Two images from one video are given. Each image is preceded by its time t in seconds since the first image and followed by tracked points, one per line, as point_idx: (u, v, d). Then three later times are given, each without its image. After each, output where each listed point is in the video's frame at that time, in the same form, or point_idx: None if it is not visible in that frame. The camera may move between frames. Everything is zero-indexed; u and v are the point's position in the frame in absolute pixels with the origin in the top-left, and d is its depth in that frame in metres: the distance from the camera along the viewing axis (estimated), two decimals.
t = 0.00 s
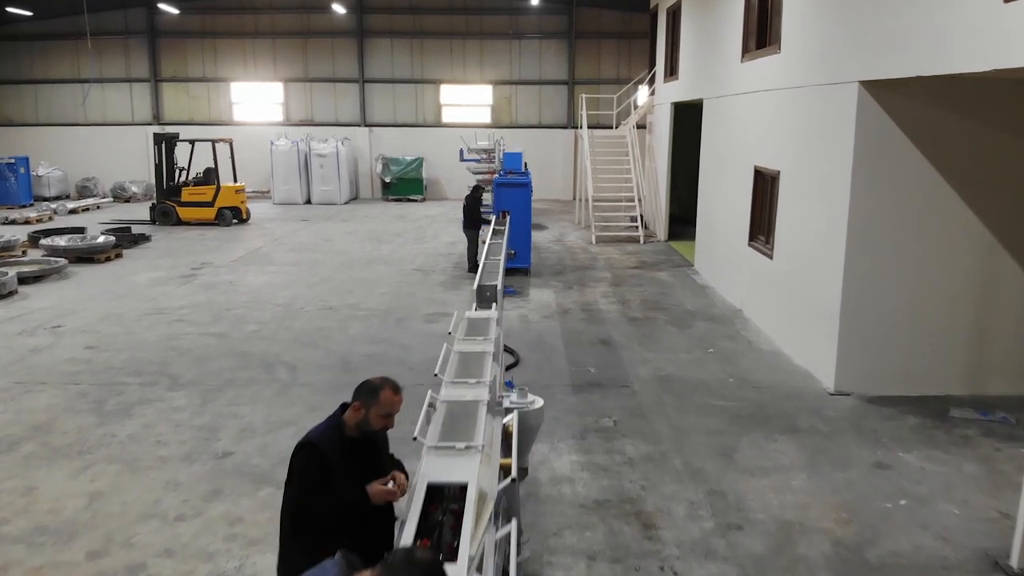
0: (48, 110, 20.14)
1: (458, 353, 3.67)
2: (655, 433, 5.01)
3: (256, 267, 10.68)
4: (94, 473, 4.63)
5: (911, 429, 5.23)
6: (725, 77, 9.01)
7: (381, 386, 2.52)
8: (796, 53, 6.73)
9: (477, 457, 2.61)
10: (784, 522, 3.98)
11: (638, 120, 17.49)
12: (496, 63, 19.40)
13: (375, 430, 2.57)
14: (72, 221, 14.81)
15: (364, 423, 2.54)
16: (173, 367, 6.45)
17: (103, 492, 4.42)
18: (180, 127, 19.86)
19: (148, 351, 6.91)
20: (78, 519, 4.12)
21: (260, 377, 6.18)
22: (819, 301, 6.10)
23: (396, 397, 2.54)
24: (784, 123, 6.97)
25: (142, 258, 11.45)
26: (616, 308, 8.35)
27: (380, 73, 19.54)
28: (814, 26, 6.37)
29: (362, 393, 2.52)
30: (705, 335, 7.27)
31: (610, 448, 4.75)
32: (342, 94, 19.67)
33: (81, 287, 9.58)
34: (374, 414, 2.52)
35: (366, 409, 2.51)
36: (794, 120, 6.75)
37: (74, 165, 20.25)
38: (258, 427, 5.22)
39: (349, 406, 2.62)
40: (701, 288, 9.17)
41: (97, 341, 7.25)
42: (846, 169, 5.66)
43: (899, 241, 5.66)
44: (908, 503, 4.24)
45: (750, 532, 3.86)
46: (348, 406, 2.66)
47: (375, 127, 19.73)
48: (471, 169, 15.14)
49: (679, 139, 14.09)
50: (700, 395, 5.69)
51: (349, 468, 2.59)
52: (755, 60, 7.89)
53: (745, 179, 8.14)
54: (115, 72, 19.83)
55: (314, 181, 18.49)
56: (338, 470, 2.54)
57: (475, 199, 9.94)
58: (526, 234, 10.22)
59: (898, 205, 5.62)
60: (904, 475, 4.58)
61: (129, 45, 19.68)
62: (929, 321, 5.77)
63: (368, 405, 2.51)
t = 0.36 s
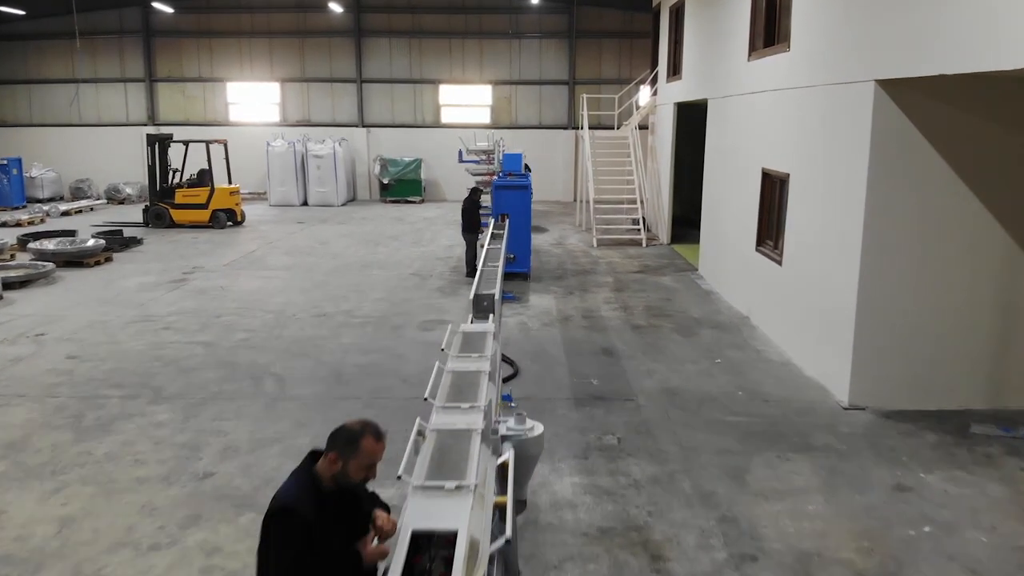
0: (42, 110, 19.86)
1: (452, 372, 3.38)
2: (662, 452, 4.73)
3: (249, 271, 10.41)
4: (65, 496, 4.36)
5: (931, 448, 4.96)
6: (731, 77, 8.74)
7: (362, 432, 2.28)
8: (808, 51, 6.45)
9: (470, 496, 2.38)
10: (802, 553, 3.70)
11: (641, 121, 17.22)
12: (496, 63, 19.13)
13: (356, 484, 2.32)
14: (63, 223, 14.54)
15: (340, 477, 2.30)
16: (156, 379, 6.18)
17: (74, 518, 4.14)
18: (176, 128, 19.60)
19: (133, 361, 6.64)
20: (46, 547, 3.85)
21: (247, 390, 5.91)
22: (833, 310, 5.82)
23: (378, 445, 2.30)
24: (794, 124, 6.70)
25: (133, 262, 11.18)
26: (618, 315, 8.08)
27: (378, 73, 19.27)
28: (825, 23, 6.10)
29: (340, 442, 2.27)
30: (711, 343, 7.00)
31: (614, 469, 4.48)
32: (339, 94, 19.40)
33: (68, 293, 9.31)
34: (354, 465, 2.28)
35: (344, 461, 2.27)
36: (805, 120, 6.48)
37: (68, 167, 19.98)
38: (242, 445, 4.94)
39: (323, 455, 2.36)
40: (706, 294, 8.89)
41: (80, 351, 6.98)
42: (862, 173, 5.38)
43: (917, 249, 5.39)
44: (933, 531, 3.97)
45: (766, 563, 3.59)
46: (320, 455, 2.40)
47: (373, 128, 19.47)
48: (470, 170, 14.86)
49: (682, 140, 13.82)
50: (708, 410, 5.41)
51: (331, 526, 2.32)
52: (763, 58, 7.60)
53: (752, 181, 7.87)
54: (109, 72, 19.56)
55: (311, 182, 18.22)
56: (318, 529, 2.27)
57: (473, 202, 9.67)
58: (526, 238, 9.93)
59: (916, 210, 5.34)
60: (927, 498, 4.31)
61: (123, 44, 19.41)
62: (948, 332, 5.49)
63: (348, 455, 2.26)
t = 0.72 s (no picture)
0: (35, 110, 19.59)
1: (443, 396, 3.07)
2: (669, 474, 4.45)
3: (241, 276, 10.13)
4: (33, 523, 4.07)
5: (954, 468, 4.68)
6: (738, 76, 8.46)
7: (340, 501, 1.92)
8: (820, 49, 6.15)
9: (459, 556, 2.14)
10: None
11: (642, 121, 16.94)
12: (495, 63, 18.85)
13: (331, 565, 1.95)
14: (54, 226, 14.26)
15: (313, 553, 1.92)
16: (137, 393, 5.90)
17: (41, 547, 3.86)
18: (171, 128, 19.33)
19: (115, 373, 6.36)
20: None
21: (232, 404, 5.62)
22: (848, 321, 5.53)
23: (358, 516, 1.95)
24: (805, 124, 6.42)
25: (123, 266, 10.89)
26: (621, 322, 7.80)
27: (375, 73, 19.00)
28: (839, 18, 5.82)
29: (313, 513, 1.91)
30: (718, 353, 6.71)
31: (619, 493, 4.19)
32: (337, 94, 19.12)
33: (53, 299, 9.02)
34: (331, 543, 1.91)
35: (319, 538, 1.90)
36: (816, 120, 6.19)
37: (62, 168, 19.70)
38: (222, 466, 4.66)
39: (292, 526, 1.99)
40: (711, 300, 8.60)
41: (60, 361, 6.69)
42: (880, 176, 5.10)
43: (938, 256, 5.11)
44: (962, 562, 3.69)
45: None
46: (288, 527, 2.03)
47: (370, 128, 19.20)
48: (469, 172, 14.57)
49: (685, 141, 13.55)
50: (717, 427, 5.12)
51: None
52: (772, 57, 7.31)
53: (760, 184, 7.58)
54: (103, 72, 19.28)
55: (307, 184, 17.93)
56: None
57: (471, 204, 9.38)
58: (525, 241, 9.65)
59: (937, 215, 5.06)
60: (953, 526, 4.02)
61: (117, 44, 19.13)
62: (970, 343, 5.21)
63: (323, 530, 1.90)
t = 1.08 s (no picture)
0: (27, 110, 19.29)
1: (431, 427, 2.74)
2: (679, 500, 4.15)
3: (232, 281, 9.83)
4: None
5: (983, 493, 4.38)
6: (745, 75, 8.16)
7: None
8: (835, 45, 5.85)
9: None
10: None
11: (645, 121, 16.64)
12: (495, 62, 18.55)
13: None
14: (44, 228, 13.97)
15: None
16: (115, 408, 5.60)
17: None
18: (165, 128, 19.03)
19: (94, 386, 6.05)
20: None
21: (215, 421, 5.32)
22: (866, 333, 5.22)
23: None
24: (819, 125, 6.11)
25: (111, 270, 10.59)
26: (624, 331, 7.50)
27: (373, 73, 18.70)
28: (854, 13, 5.53)
29: None
30: (726, 364, 6.41)
31: (625, 522, 3.90)
32: (333, 94, 18.82)
33: (37, 305, 8.71)
34: None
35: None
36: (831, 121, 5.89)
37: (54, 168, 19.40)
38: (200, 491, 4.37)
39: None
40: (717, 307, 8.30)
41: (38, 373, 6.39)
42: (901, 180, 4.80)
43: (962, 264, 4.81)
44: None
45: None
46: None
47: (367, 128, 18.91)
48: (468, 173, 14.27)
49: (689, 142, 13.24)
50: (728, 447, 4.82)
51: None
52: (782, 55, 7.01)
53: (769, 187, 7.28)
54: (97, 72, 18.98)
55: (303, 185, 17.64)
56: None
57: (469, 207, 9.07)
58: (525, 245, 9.33)
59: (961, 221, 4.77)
60: (986, 558, 3.73)
61: (111, 42, 18.82)
62: (995, 357, 4.92)
63: None
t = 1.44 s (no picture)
0: (20, 111, 19.05)
1: (418, 463, 2.48)
2: (688, 528, 3.87)
3: (223, 285, 9.56)
4: None
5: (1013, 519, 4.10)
6: (752, 74, 7.88)
7: None
8: (849, 42, 5.56)
9: None
10: None
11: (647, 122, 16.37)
12: (494, 61, 18.27)
13: None
14: (34, 231, 13.70)
15: None
16: (93, 424, 5.33)
17: None
18: (160, 129, 18.76)
19: (72, 400, 5.78)
20: None
21: (197, 437, 5.05)
22: (883, 345, 4.95)
23: None
24: (832, 126, 5.83)
25: (100, 274, 10.32)
26: (628, 338, 7.23)
27: (370, 72, 18.43)
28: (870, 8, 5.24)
29: None
30: (735, 376, 6.13)
31: (631, 553, 3.63)
32: (330, 94, 18.55)
33: (21, 311, 8.44)
34: None
35: None
36: (845, 121, 5.60)
37: (48, 170, 19.14)
38: (177, 516, 4.09)
39: None
40: (724, 314, 8.03)
41: (16, 385, 6.12)
42: (924, 185, 4.52)
43: (988, 274, 4.53)
44: None
45: None
46: None
47: (365, 128, 18.64)
48: (466, 174, 13.99)
49: (693, 143, 12.96)
50: (739, 468, 4.55)
51: None
52: (792, 53, 6.73)
53: (778, 191, 7.00)
54: (90, 71, 18.71)
55: (300, 186, 17.36)
56: None
57: (467, 211, 8.79)
58: (525, 250, 9.03)
59: (987, 228, 4.49)
60: None
61: (105, 42, 18.54)
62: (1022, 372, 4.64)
63: None
